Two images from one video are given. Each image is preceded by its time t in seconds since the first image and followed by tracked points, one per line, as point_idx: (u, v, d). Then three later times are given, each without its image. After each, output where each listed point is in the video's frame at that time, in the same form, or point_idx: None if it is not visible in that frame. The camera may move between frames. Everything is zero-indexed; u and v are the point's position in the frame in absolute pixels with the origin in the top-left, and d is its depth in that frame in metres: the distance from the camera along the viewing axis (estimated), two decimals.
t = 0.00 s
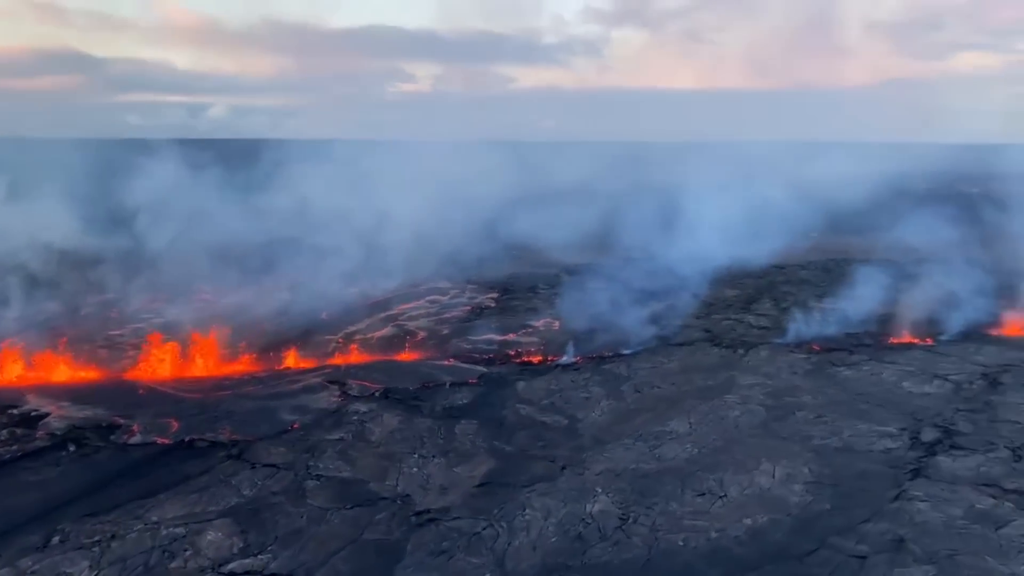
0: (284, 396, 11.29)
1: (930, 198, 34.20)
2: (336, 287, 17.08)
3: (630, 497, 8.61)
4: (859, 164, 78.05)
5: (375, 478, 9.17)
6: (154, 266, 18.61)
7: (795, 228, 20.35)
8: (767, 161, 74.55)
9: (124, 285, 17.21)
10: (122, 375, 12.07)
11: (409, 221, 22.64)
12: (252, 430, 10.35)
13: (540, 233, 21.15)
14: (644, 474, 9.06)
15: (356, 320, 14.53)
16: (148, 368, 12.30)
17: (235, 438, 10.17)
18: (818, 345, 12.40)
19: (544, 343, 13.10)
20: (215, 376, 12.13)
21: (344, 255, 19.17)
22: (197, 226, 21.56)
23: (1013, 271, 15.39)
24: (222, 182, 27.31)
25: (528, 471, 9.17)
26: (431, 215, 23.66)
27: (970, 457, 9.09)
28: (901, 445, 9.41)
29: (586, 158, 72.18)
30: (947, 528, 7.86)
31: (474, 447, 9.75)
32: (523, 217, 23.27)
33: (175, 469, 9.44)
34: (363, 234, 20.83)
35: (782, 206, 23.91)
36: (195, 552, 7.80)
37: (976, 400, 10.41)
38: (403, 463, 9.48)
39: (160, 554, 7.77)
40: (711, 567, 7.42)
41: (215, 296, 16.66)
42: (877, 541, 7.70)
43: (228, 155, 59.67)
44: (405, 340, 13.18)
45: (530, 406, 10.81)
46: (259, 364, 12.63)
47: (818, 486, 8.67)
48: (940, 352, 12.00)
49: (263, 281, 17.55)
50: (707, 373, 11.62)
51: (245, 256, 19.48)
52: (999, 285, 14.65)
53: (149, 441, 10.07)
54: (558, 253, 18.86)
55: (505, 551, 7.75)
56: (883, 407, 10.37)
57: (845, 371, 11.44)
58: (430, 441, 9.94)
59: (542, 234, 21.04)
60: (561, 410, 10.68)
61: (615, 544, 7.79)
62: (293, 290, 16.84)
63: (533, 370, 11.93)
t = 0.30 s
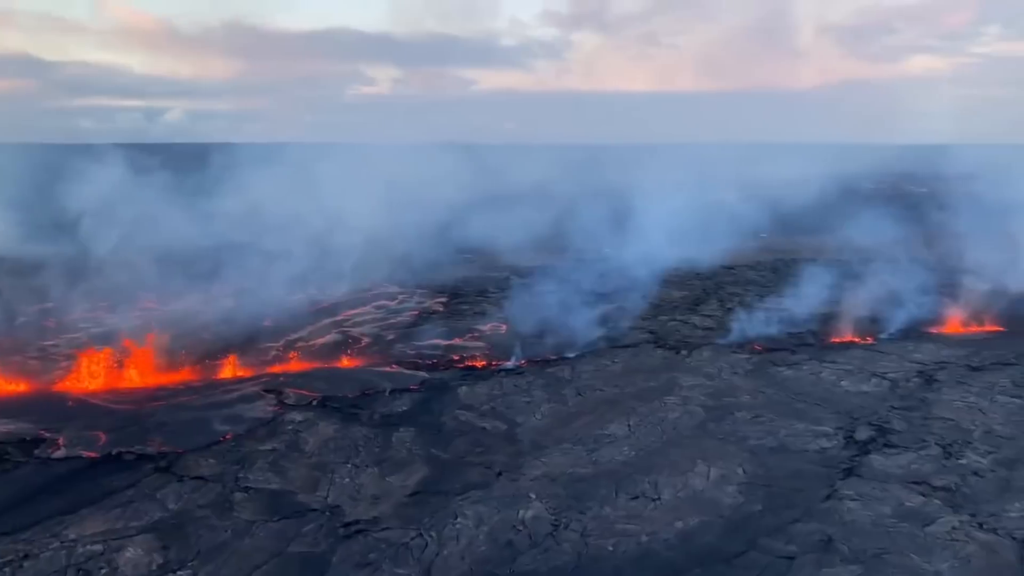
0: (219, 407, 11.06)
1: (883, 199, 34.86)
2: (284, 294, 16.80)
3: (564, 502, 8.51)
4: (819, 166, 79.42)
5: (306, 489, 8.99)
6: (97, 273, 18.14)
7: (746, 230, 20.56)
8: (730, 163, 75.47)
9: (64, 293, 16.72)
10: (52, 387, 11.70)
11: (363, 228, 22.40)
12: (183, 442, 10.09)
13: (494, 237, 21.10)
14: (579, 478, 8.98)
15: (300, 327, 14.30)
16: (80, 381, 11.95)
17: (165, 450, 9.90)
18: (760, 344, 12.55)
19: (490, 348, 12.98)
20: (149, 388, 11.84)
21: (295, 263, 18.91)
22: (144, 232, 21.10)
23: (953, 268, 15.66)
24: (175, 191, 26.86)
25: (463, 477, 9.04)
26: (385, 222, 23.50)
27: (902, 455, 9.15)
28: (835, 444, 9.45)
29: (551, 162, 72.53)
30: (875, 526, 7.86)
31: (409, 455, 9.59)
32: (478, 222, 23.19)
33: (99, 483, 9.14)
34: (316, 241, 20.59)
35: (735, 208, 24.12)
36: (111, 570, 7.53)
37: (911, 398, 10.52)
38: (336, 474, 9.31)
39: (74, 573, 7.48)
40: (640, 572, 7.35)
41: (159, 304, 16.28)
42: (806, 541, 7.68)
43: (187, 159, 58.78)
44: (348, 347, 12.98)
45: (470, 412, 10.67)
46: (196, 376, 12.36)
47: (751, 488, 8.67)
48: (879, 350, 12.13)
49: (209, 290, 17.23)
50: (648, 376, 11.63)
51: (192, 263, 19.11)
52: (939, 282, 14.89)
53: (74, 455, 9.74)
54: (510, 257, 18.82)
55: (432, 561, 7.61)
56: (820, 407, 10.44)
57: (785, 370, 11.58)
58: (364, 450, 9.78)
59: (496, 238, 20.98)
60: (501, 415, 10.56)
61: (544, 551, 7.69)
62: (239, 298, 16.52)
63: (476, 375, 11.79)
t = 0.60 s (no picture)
0: (147, 417, 10.68)
1: (834, 198, 35.50)
2: (227, 303, 16.42)
3: (494, 509, 8.35)
4: (778, 168, 80.74)
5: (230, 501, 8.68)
6: (32, 279, 17.50)
7: (696, 232, 20.68)
8: (691, 165, 76.30)
9: None
10: None
11: (314, 235, 22.06)
12: (106, 454, 9.71)
13: (446, 242, 20.91)
14: (512, 484, 8.83)
15: (240, 335, 13.95)
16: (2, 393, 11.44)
17: (86, 463, 9.51)
18: (702, 345, 12.70)
19: (432, 352, 12.78)
20: (75, 399, 11.40)
21: (240, 271, 18.53)
22: (85, 238, 20.48)
23: (894, 266, 15.89)
24: (120, 197, 26.17)
25: (393, 486, 8.83)
26: (337, 228, 23.17)
27: (834, 455, 9.17)
28: (769, 445, 9.45)
29: (514, 165, 72.61)
30: (803, 527, 7.83)
31: (339, 464, 9.35)
32: (431, 226, 23.00)
33: (12, 500, 8.73)
34: (263, 250, 20.21)
35: (688, 209, 24.30)
36: None
37: (847, 397, 10.58)
38: (263, 485, 9.03)
39: None
40: None
41: (95, 311, 15.75)
42: (733, 544, 7.61)
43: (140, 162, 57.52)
44: (285, 354, 12.69)
45: (406, 418, 10.46)
46: (126, 385, 11.94)
47: (683, 490, 8.61)
48: (819, 349, 12.20)
49: (149, 297, 16.75)
50: (588, 380, 11.55)
51: (133, 269, 18.57)
52: (880, 281, 15.07)
53: None
54: (460, 262, 18.67)
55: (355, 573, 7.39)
56: (756, 408, 10.48)
57: (724, 371, 11.68)
58: (294, 460, 9.51)
59: (448, 243, 20.81)
60: (437, 421, 10.35)
61: (470, 560, 7.52)
62: (179, 306, 16.09)
63: (415, 380, 11.58)
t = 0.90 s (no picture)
0: (87, 426, 10.36)
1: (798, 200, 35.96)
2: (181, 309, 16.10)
3: (438, 517, 8.21)
4: (747, 169, 81.71)
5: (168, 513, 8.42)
6: None
7: (658, 235, 20.77)
8: (661, 167, 76.92)
9: None
10: None
11: (275, 241, 21.79)
12: (42, 466, 9.40)
13: (408, 247, 20.77)
14: (458, 490, 8.69)
15: (191, 341, 13.66)
16: None
17: (20, 475, 9.19)
18: (656, 346, 12.84)
19: (386, 357, 12.61)
20: (15, 409, 11.04)
21: (197, 277, 18.21)
22: (38, 242, 19.98)
23: (850, 267, 16.05)
24: (77, 200, 25.62)
25: (337, 495, 8.65)
26: (299, 234, 22.91)
27: (781, 456, 9.19)
28: (717, 447, 9.47)
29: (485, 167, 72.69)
30: (746, 529, 7.79)
31: (283, 473, 9.15)
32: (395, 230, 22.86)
33: None
34: (222, 256, 19.89)
35: (651, 211, 24.40)
36: None
37: (797, 397, 10.67)
38: (203, 495, 8.79)
39: None
40: None
41: (43, 317, 15.33)
42: (676, 548, 7.56)
43: (103, 164, 56.55)
44: (235, 362, 12.44)
45: (355, 425, 10.29)
46: (69, 394, 11.61)
47: (630, 494, 8.54)
48: (772, 349, 12.38)
49: (101, 302, 16.36)
50: (542, 383, 11.46)
51: (86, 274, 18.14)
52: (836, 282, 15.20)
53: None
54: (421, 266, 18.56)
55: None
56: (707, 409, 10.52)
57: (677, 372, 11.75)
58: (237, 469, 9.28)
59: (410, 247, 20.67)
60: (386, 428, 10.19)
61: (410, 570, 7.37)
62: (132, 312, 15.72)
63: (366, 386, 11.41)
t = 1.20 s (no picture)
0: (20, 438, 9.97)
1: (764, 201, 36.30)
2: (132, 316, 15.71)
3: (376, 528, 7.99)
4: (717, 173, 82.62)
5: (97, 527, 8.09)
6: None
7: (620, 239, 20.80)
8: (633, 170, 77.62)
9: None
10: None
11: (234, 250, 21.46)
12: None
13: (370, 253, 20.64)
14: (399, 501, 8.48)
15: (138, 350, 13.30)
16: None
17: None
18: (611, 350, 12.79)
19: (337, 364, 12.39)
20: None
21: (152, 286, 17.86)
22: None
23: (807, 269, 16.11)
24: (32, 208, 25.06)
25: (274, 507, 8.39)
26: (260, 240, 22.63)
27: (728, 460, 9.12)
28: (665, 451, 9.39)
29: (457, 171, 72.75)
30: (687, 536, 7.68)
31: (221, 485, 8.86)
32: (357, 236, 22.68)
33: None
34: (180, 265, 19.55)
35: (616, 215, 24.40)
36: None
37: (748, 400, 10.64)
38: (135, 507, 8.46)
39: None
40: None
41: None
42: (616, 557, 7.42)
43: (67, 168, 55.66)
44: (181, 370, 12.12)
45: (299, 435, 10.05)
46: (5, 405, 11.18)
47: (574, 502, 8.39)
48: (726, 352, 12.40)
49: (49, 309, 15.90)
50: (493, 389, 11.32)
51: (36, 281, 17.65)
52: (792, 286, 15.25)
53: None
54: (381, 274, 18.40)
55: None
56: (658, 413, 10.45)
57: (630, 376, 11.70)
58: (173, 481, 8.97)
59: (372, 254, 20.53)
60: (331, 437, 9.96)
61: None
62: (80, 319, 15.29)
63: (313, 394, 11.18)
